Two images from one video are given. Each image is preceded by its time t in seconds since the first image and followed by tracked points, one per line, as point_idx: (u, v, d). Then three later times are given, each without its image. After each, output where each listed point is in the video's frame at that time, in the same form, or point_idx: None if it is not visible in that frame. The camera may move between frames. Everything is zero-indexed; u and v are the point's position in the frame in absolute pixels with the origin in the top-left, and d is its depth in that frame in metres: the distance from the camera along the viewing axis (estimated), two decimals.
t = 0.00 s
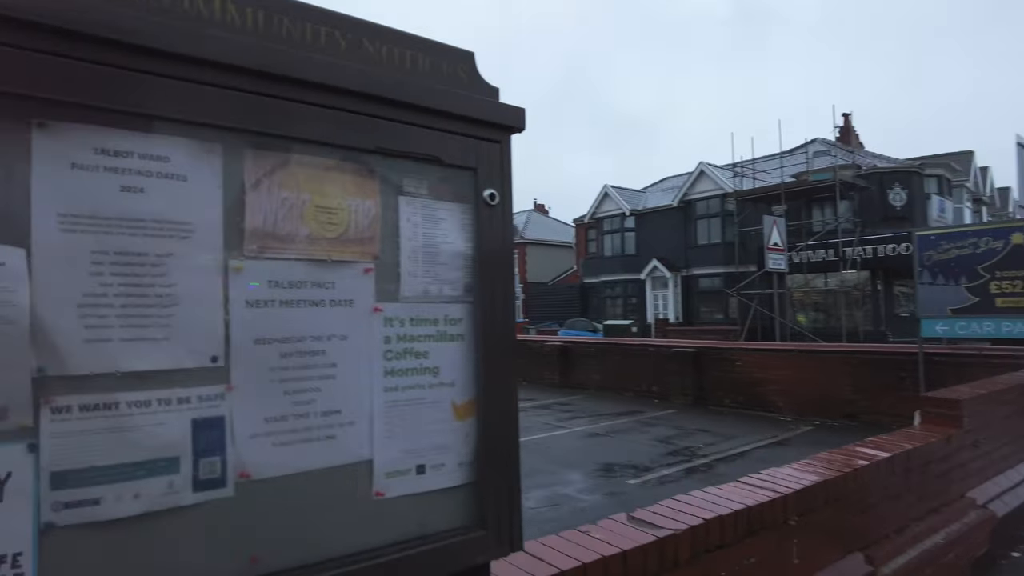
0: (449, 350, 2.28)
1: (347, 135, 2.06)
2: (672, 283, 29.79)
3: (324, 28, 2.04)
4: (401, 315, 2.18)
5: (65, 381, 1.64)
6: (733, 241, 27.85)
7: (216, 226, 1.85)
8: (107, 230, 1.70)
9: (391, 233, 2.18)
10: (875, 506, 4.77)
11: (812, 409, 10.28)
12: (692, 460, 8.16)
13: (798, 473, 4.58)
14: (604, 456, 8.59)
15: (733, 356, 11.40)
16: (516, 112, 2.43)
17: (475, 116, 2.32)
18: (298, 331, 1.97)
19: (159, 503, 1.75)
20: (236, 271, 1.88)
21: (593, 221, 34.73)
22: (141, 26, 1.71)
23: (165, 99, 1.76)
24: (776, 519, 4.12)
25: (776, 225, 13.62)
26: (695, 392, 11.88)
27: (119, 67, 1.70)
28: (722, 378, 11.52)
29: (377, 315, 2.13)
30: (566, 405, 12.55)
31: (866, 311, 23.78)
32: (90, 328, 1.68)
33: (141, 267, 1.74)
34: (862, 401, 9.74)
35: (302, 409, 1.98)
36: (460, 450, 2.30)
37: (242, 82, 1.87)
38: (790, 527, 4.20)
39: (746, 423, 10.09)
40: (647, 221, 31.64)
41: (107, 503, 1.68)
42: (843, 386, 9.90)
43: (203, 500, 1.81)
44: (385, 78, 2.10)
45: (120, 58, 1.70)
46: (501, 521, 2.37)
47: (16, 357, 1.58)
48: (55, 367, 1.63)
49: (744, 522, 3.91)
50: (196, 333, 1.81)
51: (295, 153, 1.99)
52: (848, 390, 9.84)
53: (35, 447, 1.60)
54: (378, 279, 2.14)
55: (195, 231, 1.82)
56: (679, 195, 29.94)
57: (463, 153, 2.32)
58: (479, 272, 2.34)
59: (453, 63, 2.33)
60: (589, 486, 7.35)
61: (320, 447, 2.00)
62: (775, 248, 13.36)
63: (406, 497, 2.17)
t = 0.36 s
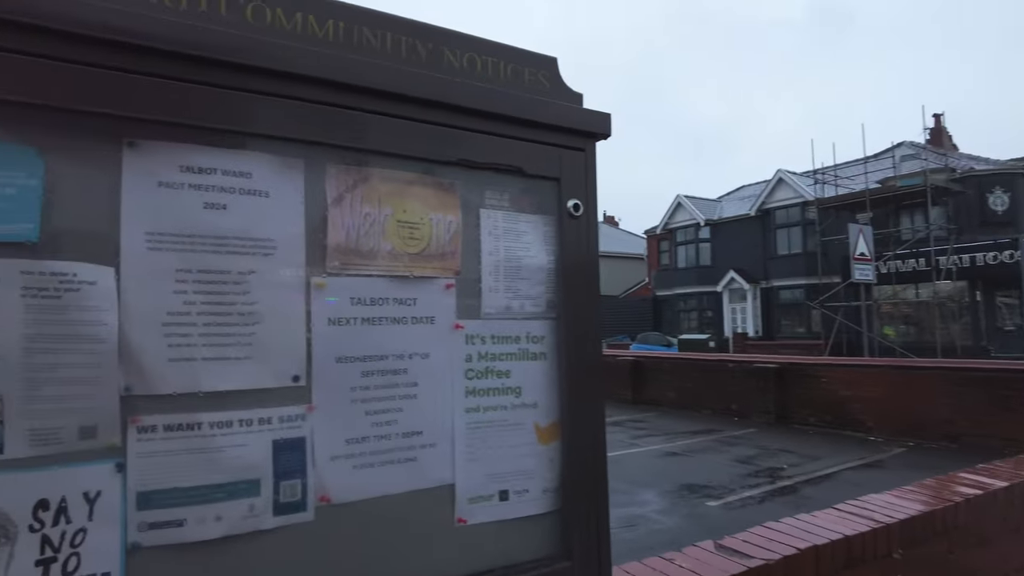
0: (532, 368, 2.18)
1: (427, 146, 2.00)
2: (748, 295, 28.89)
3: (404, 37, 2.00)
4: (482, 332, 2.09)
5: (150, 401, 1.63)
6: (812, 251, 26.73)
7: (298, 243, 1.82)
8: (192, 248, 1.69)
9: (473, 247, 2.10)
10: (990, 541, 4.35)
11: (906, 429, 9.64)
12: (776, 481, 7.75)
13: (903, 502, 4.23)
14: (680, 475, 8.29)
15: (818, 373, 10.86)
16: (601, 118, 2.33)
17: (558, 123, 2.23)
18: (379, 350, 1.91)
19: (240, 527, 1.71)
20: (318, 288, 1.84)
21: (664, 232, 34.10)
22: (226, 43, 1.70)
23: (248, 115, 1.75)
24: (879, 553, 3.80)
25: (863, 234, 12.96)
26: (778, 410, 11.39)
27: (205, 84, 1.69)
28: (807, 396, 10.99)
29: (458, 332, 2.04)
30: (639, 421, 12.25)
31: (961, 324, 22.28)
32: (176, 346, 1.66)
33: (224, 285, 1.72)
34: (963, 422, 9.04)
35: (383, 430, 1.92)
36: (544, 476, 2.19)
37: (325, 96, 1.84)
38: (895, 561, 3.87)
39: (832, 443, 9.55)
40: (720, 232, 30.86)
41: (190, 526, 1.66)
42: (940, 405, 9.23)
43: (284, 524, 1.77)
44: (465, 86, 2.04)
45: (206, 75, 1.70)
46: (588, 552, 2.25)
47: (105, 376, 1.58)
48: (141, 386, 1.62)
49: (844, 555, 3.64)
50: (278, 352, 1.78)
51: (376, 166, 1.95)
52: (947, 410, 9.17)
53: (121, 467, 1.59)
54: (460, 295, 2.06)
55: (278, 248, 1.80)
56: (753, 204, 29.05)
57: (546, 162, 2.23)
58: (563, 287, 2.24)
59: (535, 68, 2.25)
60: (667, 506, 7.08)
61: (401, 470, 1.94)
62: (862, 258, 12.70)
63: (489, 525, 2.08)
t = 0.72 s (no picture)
0: (611, 377, 2.09)
1: (500, 149, 1.96)
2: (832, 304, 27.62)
3: (476, 37, 1.96)
4: (558, 339, 2.02)
5: (229, 407, 1.64)
6: (903, 257, 25.29)
7: (373, 249, 1.81)
8: (269, 255, 1.69)
9: (548, 251, 2.04)
10: None
11: (1016, 447, 8.89)
12: (869, 501, 7.29)
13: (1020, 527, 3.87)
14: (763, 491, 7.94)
15: (913, 385, 10.21)
16: (682, 113, 2.21)
17: (635, 119, 2.14)
18: (453, 357, 1.87)
19: (315, 536, 1.70)
20: (393, 295, 1.82)
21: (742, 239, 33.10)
22: (300, 49, 1.71)
23: (323, 121, 1.75)
24: None
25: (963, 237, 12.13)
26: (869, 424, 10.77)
27: (281, 92, 1.71)
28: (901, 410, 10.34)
29: (533, 339, 1.98)
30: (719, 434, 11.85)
31: None
32: (253, 353, 1.66)
33: (301, 292, 1.72)
34: None
35: (458, 440, 1.87)
36: (625, 490, 2.09)
37: (397, 100, 1.83)
38: None
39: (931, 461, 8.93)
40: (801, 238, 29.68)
41: (267, 533, 1.65)
42: None
43: (359, 534, 1.75)
44: (538, 85, 1.99)
45: (281, 82, 1.71)
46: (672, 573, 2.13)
47: (186, 382, 1.60)
48: (219, 392, 1.63)
49: None
50: (353, 359, 1.76)
51: (449, 170, 1.92)
52: None
53: (201, 471, 1.61)
54: (535, 301, 2.00)
55: (352, 254, 1.78)
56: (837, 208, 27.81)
57: (622, 161, 2.14)
58: (643, 292, 2.14)
59: (611, 65, 2.17)
60: (749, 524, 6.78)
61: (476, 481, 1.89)
62: (961, 263, 11.89)
63: (567, 541, 2.00)
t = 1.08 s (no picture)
0: (666, 380, 2.02)
1: (549, 145, 1.92)
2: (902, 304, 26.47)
3: (523, 32, 1.92)
4: (611, 340, 1.95)
5: (280, 407, 1.65)
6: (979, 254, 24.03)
7: (422, 249, 1.79)
8: (319, 256, 1.69)
9: (600, 250, 1.98)
10: None
11: None
12: (945, 511, 6.92)
13: None
14: (829, 499, 7.63)
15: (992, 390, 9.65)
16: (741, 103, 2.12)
17: (691, 111, 2.06)
18: (502, 359, 1.84)
19: (366, 538, 1.69)
20: (441, 295, 1.80)
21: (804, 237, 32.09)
22: (348, 50, 1.71)
23: (371, 122, 1.74)
24: None
25: None
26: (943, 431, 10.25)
27: (330, 94, 1.71)
28: (979, 415, 9.80)
29: (585, 341, 1.93)
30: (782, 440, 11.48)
31: None
32: (304, 354, 1.66)
33: (350, 293, 1.72)
34: None
35: (508, 444, 1.83)
36: (683, 498, 2.01)
37: (445, 98, 1.81)
38: None
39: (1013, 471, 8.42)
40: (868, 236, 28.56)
41: (318, 534, 1.65)
42: None
43: (409, 537, 1.73)
44: (587, 79, 1.93)
45: (329, 84, 1.71)
46: None
47: (239, 383, 1.61)
48: (271, 393, 1.63)
49: None
50: (402, 360, 1.75)
51: (496, 169, 1.89)
52: None
53: (253, 472, 1.61)
54: (586, 302, 1.95)
55: (401, 255, 1.77)
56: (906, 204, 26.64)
57: (677, 155, 2.07)
58: (701, 292, 2.06)
59: (663, 56, 2.09)
60: (814, 532, 6.52)
61: (527, 486, 1.85)
62: None
63: (622, 549, 1.94)
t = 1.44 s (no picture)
0: (713, 381, 1.97)
1: (592, 142, 1.89)
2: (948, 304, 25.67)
3: (566, 28, 1.90)
4: (657, 340, 1.92)
5: (324, 407, 1.65)
6: None
7: (464, 249, 1.78)
8: (362, 256, 1.69)
9: (645, 248, 1.94)
10: None
11: None
12: (999, 519, 6.67)
13: None
14: (875, 505, 7.42)
15: None
16: (790, 97, 2.06)
17: (738, 105, 2.00)
18: (546, 359, 1.81)
19: (409, 539, 1.68)
20: (484, 295, 1.78)
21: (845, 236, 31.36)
22: (390, 49, 1.70)
23: (413, 121, 1.74)
24: None
25: None
26: (995, 435, 9.89)
27: (372, 93, 1.71)
28: None
29: (630, 341, 1.89)
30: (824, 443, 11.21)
31: None
32: (348, 354, 1.66)
33: (393, 292, 1.71)
34: None
35: (552, 445, 1.81)
36: (731, 503, 1.96)
37: (487, 96, 1.79)
38: None
39: None
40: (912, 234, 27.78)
41: (362, 535, 1.65)
42: None
43: (452, 539, 1.71)
44: (631, 73, 1.90)
45: (371, 83, 1.71)
46: None
47: (284, 382, 1.62)
48: (315, 393, 1.64)
49: None
50: (445, 360, 1.73)
51: (539, 166, 1.87)
52: None
53: (298, 471, 1.62)
54: (630, 301, 1.91)
55: (444, 255, 1.76)
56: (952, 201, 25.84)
57: (723, 151, 2.02)
58: (749, 290, 2.00)
59: (709, 50, 2.05)
60: (859, 538, 6.35)
61: (571, 489, 1.82)
62: None
63: (668, 554, 1.89)
